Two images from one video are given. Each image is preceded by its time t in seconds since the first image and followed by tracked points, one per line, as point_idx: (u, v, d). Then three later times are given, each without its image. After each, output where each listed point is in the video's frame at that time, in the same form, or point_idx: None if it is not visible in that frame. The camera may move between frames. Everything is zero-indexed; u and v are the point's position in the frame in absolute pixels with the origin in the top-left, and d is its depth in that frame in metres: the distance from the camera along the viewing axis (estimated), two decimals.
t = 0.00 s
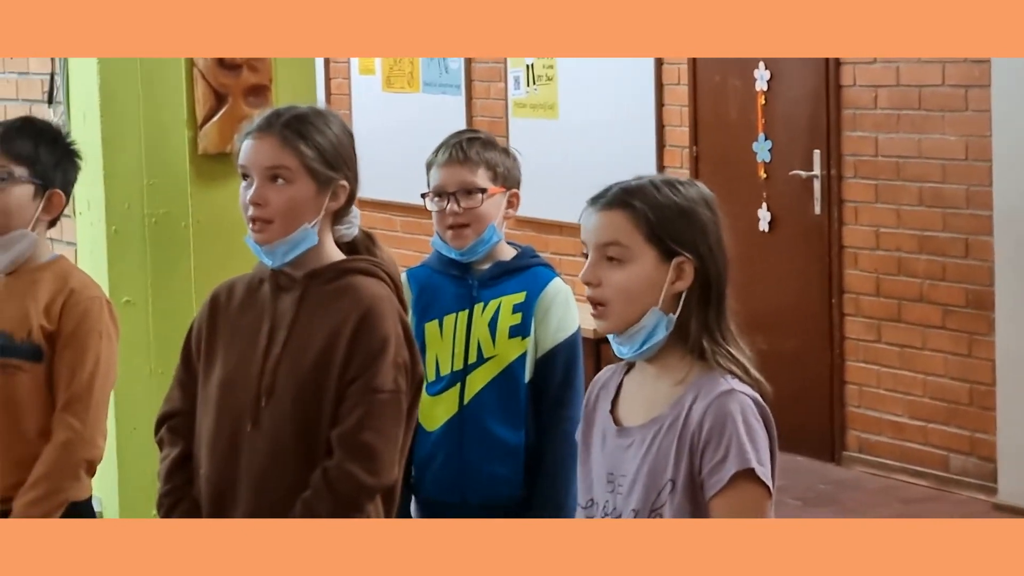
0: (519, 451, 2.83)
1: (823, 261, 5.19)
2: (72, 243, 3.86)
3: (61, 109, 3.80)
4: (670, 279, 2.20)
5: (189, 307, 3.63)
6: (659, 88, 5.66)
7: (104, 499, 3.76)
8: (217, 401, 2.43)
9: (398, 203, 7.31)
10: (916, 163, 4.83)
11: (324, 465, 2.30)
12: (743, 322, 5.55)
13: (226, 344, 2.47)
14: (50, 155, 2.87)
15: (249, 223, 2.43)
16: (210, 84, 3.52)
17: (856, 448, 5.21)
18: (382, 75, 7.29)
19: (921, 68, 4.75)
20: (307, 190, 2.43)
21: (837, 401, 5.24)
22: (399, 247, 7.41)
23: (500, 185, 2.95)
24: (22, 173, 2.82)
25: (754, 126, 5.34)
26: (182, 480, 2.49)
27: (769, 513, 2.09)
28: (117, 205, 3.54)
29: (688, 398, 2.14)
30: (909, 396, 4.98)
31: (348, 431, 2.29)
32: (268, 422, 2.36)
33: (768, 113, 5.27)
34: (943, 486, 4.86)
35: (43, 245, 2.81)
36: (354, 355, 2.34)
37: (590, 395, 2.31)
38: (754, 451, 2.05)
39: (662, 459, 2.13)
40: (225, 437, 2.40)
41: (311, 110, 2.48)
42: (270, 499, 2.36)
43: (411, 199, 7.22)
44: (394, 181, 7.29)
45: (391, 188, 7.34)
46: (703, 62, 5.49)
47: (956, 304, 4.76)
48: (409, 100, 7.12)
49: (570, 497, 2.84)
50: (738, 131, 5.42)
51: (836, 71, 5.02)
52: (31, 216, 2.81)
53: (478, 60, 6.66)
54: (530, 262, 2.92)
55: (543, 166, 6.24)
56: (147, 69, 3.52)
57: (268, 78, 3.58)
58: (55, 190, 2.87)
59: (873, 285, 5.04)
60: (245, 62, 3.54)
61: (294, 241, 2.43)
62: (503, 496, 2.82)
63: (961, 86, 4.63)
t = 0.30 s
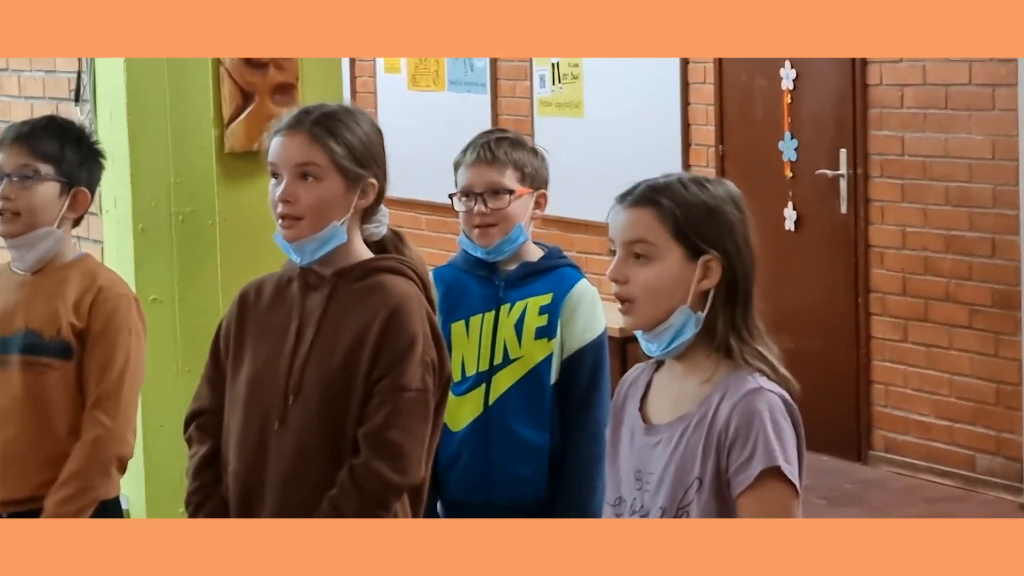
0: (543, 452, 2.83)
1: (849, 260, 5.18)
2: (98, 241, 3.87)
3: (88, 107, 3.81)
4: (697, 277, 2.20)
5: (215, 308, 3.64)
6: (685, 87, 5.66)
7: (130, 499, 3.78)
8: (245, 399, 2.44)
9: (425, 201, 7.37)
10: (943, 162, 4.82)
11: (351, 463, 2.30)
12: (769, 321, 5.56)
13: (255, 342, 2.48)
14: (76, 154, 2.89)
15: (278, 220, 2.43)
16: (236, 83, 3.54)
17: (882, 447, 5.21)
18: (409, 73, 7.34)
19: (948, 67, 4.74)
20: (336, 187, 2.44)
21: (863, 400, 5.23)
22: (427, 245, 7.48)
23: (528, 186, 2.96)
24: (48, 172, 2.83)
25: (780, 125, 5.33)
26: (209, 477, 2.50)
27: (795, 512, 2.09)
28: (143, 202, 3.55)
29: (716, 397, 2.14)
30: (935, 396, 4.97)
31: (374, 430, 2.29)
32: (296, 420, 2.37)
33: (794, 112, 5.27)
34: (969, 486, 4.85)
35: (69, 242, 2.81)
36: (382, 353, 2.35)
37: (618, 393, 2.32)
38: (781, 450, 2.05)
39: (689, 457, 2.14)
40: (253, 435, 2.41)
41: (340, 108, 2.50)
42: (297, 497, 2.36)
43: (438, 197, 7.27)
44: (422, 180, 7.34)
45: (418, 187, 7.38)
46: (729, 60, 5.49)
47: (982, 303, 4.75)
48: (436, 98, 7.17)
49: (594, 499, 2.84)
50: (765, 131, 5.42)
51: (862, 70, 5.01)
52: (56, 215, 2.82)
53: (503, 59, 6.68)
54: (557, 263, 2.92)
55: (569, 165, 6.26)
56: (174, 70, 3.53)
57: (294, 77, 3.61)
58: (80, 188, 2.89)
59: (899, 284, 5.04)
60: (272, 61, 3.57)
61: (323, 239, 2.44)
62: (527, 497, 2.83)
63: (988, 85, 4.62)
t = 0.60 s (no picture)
0: (570, 450, 2.83)
1: (878, 260, 5.17)
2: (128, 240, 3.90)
3: (118, 106, 3.83)
4: (741, 277, 2.21)
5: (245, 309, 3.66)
6: (714, 86, 5.66)
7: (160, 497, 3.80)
8: (273, 397, 2.46)
9: (453, 200, 7.40)
10: (973, 162, 4.80)
11: (376, 459, 2.31)
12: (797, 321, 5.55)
13: (285, 340, 2.49)
14: (107, 153, 2.91)
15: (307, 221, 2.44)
16: (266, 82, 3.56)
17: (910, 448, 5.19)
18: (437, 73, 7.38)
19: (978, 67, 4.73)
20: (364, 188, 2.44)
21: (892, 400, 5.22)
22: (455, 243, 7.53)
23: (556, 184, 2.97)
24: (79, 171, 2.85)
25: (809, 125, 5.32)
26: (239, 475, 2.52)
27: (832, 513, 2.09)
28: (173, 202, 3.58)
29: (756, 396, 2.15)
30: (964, 396, 4.96)
31: (400, 426, 2.30)
32: (323, 416, 2.38)
33: (823, 111, 5.26)
34: (999, 488, 4.84)
35: (101, 242, 2.84)
36: (409, 350, 2.35)
37: (657, 394, 2.32)
38: (821, 449, 2.05)
39: (727, 455, 2.14)
40: (280, 433, 2.43)
41: (367, 109, 2.50)
42: (323, 494, 2.38)
43: (466, 197, 7.31)
44: (451, 179, 7.37)
45: (447, 186, 7.41)
46: (757, 60, 5.48)
47: (1012, 304, 4.74)
48: (464, 97, 7.21)
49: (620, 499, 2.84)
50: (793, 130, 5.41)
51: (891, 69, 4.99)
52: (88, 214, 2.84)
53: (531, 59, 6.69)
54: (586, 260, 2.92)
55: (597, 164, 6.27)
56: (203, 71, 3.55)
57: (323, 76, 3.62)
58: (112, 187, 2.91)
59: (928, 284, 5.02)
60: (302, 60, 3.57)
61: (353, 240, 2.45)
62: (554, 496, 2.83)
63: (1018, 85, 4.60)
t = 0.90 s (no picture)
0: (603, 452, 2.85)
1: (911, 262, 5.16)
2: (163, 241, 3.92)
3: (152, 107, 3.85)
4: (784, 281, 2.21)
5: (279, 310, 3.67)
6: (747, 88, 5.69)
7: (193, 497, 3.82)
8: (303, 398, 2.46)
9: (486, 201, 7.44)
10: (1008, 164, 4.79)
11: (409, 461, 2.32)
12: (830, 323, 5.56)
13: (315, 341, 2.50)
14: (146, 154, 2.92)
15: (338, 219, 2.46)
16: (300, 83, 3.58)
17: (944, 450, 5.18)
18: (470, 74, 7.42)
19: (1013, 69, 4.71)
20: (395, 187, 2.45)
21: (925, 402, 5.21)
22: (486, 244, 7.56)
23: (589, 187, 2.97)
24: (118, 172, 2.86)
25: (843, 128, 5.33)
26: (269, 478, 2.52)
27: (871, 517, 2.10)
28: (207, 203, 3.58)
29: (796, 400, 2.15)
30: (998, 399, 4.94)
31: (432, 428, 2.31)
32: (355, 417, 2.39)
33: (857, 112, 5.26)
34: None
35: (139, 243, 2.86)
36: (440, 351, 2.36)
37: (699, 397, 2.32)
38: (861, 454, 2.06)
39: (767, 459, 2.15)
40: (312, 434, 2.44)
41: (400, 109, 2.51)
42: (355, 495, 2.39)
43: (498, 198, 7.35)
44: (485, 180, 7.42)
45: (481, 187, 7.46)
46: (791, 62, 5.49)
47: None
48: (497, 98, 7.24)
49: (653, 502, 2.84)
50: (827, 132, 5.41)
51: (926, 71, 4.98)
52: (127, 215, 2.85)
53: (564, 60, 6.73)
54: (619, 263, 2.93)
55: (630, 166, 6.30)
56: (239, 72, 3.57)
57: (357, 77, 3.64)
58: (151, 188, 2.92)
59: (962, 287, 5.01)
60: (335, 62, 3.60)
61: (382, 239, 2.45)
62: (586, 498, 2.85)
63: None
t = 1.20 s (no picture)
0: (648, 455, 2.85)
1: (960, 264, 5.16)
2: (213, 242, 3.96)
3: (202, 109, 3.89)
4: (838, 285, 2.22)
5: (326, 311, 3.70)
6: (796, 90, 5.71)
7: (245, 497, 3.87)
8: (350, 400, 2.48)
9: (533, 203, 7.49)
10: None
11: (456, 463, 2.34)
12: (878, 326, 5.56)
13: (363, 342, 2.51)
14: (200, 155, 2.95)
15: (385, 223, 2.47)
16: (350, 86, 3.59)
17: (993, 454, 5.16)
18: (518, 76, 7.47)
19: None
20: (442, 189, 2.47)
21: (974, 405, 5.19)
22: (532, 247, 7.60)
23: (636, 190, 2.97)
24: (174, 173, 2.89)
25: (892, 131, 5.32)
26: (316, 479, 2.55)
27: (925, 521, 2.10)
28: (258, 207, 3.62)
29: (850, 404, 2.16)
30: None
31: (481, 430, 2.33)
32: (402, 419, 2.41)
33: (907, 115, 5.24)
34: None
35: (194, 245, 2.89)
36: (488, 354, 2.38)
37: (755, 400, 2.33)
38: (914, 458, 2.06)
39: (821, 462, 2.15)
40: (359, 436, 2.45)
41: (444, 112, 2.53)
42: (402, 496, 2.41)
43: (545, 200, 7.39)
44: (532, 183, 7.47)
45: (529, 189, 7.52)
46: (841, 65, 5.50)
47: None
48: (545, 100, 7.29)
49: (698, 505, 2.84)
50: (875, 134, 5.42)
51: (976, 74, 4.97)
52: (181, 217, 2.87)
53: (613, 62, 6.77)
54: (668, 266, 2.93)
55: (679, 168, 6.34)
56: (288, 74, 3.60)
57: (406, 79, 3.65)
58: (205, 189, 2.94)
59: (1012, 290, 5.00)
60: (385, 64, 3.61)
61: (431, 241, 2.47)
62: (631, 501, 2.86)
63: None
